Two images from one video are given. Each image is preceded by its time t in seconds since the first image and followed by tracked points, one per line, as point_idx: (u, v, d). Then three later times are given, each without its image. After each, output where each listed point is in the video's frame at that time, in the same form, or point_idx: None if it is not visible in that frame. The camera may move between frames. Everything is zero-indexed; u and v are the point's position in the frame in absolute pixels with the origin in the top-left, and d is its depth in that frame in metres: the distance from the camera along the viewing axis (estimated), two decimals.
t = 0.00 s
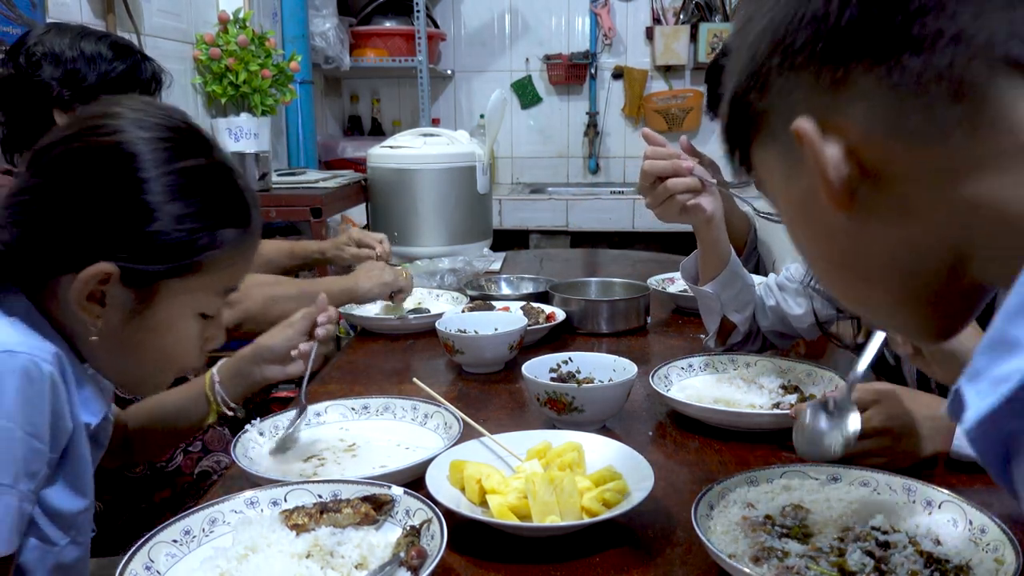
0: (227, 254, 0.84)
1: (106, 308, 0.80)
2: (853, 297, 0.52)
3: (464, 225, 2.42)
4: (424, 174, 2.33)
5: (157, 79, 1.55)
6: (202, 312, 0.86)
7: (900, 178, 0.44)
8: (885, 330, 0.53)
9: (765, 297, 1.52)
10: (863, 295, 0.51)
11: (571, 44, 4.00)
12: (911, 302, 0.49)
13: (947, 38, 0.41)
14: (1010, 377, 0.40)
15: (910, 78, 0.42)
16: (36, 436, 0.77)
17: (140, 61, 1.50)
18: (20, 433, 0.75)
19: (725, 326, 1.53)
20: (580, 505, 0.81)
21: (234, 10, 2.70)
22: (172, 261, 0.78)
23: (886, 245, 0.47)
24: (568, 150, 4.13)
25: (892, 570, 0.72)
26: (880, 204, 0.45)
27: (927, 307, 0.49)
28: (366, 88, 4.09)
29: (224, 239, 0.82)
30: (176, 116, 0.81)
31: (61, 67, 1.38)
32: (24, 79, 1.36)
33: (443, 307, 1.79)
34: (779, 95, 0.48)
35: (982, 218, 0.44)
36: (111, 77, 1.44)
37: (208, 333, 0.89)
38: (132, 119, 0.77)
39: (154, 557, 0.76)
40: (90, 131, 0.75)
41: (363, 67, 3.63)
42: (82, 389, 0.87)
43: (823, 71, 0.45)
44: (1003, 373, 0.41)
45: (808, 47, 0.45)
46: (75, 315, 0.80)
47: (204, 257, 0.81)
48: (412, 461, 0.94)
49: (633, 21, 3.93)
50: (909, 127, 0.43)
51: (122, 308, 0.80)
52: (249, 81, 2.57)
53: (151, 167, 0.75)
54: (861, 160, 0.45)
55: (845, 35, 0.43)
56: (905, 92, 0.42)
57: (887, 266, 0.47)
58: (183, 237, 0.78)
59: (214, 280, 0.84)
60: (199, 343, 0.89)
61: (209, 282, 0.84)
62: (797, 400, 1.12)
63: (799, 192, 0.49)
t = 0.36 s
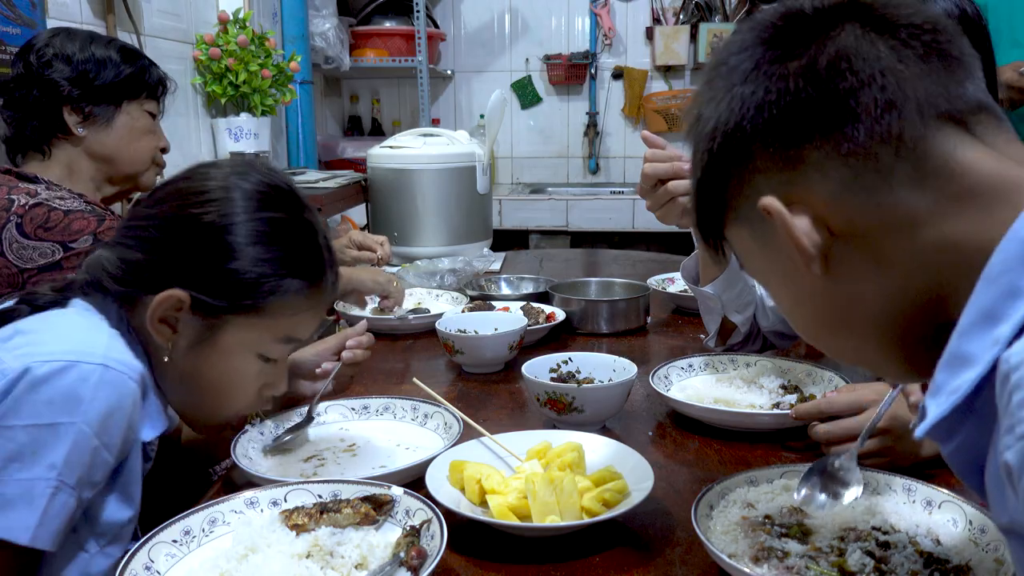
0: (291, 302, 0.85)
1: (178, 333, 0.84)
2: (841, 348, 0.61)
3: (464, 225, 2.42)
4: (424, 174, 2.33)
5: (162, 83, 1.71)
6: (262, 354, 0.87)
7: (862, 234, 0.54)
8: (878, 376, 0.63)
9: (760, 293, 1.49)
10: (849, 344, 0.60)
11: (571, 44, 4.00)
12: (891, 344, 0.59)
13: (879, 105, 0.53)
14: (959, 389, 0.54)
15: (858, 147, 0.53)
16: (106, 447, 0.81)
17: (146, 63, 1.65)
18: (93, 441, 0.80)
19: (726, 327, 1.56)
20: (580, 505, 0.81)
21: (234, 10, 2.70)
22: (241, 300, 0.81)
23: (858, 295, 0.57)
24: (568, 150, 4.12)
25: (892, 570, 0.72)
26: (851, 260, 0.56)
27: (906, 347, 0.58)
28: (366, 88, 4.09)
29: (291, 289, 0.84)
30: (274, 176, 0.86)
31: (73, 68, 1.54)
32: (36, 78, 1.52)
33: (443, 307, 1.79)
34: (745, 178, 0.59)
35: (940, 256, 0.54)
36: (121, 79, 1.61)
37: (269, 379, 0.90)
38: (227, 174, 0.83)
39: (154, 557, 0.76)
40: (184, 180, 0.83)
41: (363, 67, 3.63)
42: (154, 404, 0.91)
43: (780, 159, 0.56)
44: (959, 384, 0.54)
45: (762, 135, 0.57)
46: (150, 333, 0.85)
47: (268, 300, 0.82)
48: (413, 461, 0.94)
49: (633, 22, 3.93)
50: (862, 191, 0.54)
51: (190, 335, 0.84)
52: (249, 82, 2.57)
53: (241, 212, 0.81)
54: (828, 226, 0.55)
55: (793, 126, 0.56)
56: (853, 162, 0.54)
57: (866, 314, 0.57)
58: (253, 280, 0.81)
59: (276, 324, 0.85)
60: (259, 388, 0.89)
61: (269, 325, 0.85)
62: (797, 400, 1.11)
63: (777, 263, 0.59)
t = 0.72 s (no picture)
0: (304, 314, 0.89)
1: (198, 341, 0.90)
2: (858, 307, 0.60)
3: (464, 225, 2.42)
4: (424, 174, 2.33)
5: (164, 86, 1.70)
6: (279, 365, 0.91)
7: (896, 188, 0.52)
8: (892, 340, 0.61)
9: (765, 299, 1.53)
10: (865, 303, 0.59)
11: (571, 44, 4.00)
12: (907, 307, 0.57)
13: (922, 49, 0.49)
14: (994, 373, 0.49)
15: (899, 94, 0.50)
16: (137, 458, 0.84)
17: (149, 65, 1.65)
18: (125, 451, 0.83)
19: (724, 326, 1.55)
20: (580, 505, 0.81)
21: (234, 10, 2.70)
22: (256, 309, 0.86)
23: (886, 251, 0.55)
24: (568, 150, 4.12)
25: (892, 570, 0.72)
26: (879, 216, 0.53)
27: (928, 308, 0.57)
28: (366, 88, 4.09)
29: (304, 300, 0.88)
30: (293, 192, 0.91)
31: (75, 70, 1.54)
32: (38, 78, 1.52)
33: (443, 307, 1.79)
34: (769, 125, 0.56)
35: (974, 216, 0.51)
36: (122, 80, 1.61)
37: (285, 392, 0.94)
38: (247, 189, 0.89)
39: (154, 557, 0.76)
40: (207, 195, 0.88)
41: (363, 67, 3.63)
42: (176, 418, 0.96)
43: (812, 107, 0.53)
44: (993, 367, 0.49)
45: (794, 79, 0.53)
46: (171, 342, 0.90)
47: (281, 310, 0.87)
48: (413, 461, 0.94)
49: (633, 22, 3.93)
50: (898, 139, 0.50)
51: (209, 344, 0.90)
52: (249, 82, 2.57)
53: (259, 224, 0.86)
54: (861, 177, 0.52)
55: (826, 71, 0.52)
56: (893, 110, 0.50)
57: (887, 275, 0.56)
58: (268, 288, 0.85)
59: (290, 336, 0.89)
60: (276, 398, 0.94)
61: (283, 335, 0.89)
62: (797, 400, 1.11)
63: (798, 216, 0.57)
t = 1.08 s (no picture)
0: (296, 320, 0.89)
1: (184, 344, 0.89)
2: (891, 252, 0.53)
3: (464, 225, 2.42)
4: (424, 174, 2.33)
5: (141, 72, 1.65)
6: (267, 370, 0.91)
7: (963, 121, 0.46)
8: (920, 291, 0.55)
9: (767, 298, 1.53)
10: (898, 250, 0.52)
11: (571, 44, 4.00)
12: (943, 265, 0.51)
13: None
14: None
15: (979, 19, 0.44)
16: (130, 460, 0.84)
17: (121, 52, 1.59)
18: (117, 453, 0.83)
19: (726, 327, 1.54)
20: (580, 505, 0.81)
21: (234, 10, 2.70)
22: (244, 315, 0.86)
23: (940, 191, 0.48)
24: (568, 150, 4.12)
25: (892, 570, 0.72)
26: (940, 149, 0.47)
27: (972, 264, 0.51)
28: (365, 88, 4.09)
29: (295, 307, 0.88)
30: (283, 193, 0.91)
31: (47, 66, 1.50)
32: (11, 79, 1.49)
33: (443, 307, 1.79)
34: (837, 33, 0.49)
35: None
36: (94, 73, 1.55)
37: (273, 395, 0.94)
38: (236, 190, 0.89)
39: (154, 557, 0.76)
40: (197, 197, 0.88)
41: (363, 66, 3.63)
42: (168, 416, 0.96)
43: (886, 18, 0.46)
44: None
45: None
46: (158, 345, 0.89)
47: (273, 318, 0.87)
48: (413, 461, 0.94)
49: (633, 21, 3.93)
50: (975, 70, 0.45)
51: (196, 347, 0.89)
52: (248, 81, 2.57)
53: (250, 230, 0.85)
54: (927, 103, 0.46)
55: None
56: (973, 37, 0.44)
57: (934, 219, 0.49)
58: (258, 296, 0.85)
59: (279, 343, 0.89)
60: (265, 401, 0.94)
61: (272, 341, 0.89)
62: (797, 400, 1.11)
63: (849, 142, 0.50)
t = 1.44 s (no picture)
0: (234, 273, 0.81)
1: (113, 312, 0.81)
2: (920, 199, 0.54)
3: (464, 225, 2.42)
4: (424, 174, 2.33)
5: (174, 75, 1.68)
6: (202, 328, 0.83)
7: (1000, 83, 0.45)
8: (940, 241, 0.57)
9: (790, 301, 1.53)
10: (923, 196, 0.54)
11: (571, 44, 4.00)
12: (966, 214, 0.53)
13: None
14: None
15: None
16: (66, 452, 0.80)
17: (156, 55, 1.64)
18: (48, 446, 0.78)
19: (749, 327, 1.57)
20: (580, 505, 0.81)
21: (234, 10, 2.70)
22: (175, 270, 0.78)
23: (972, 148, 0.48)
24: (567, 150, 4.12)
25: (892, 570, 0.72)
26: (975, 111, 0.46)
27: (1001, 219, 0.52)
28: (365, 88, 4.09)
29: (225, 258, 0.80)
30: (205, 147, 0.82)
31: (80, 66, 1.53)
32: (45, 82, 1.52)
33: (442, 307, 1.79)
34: None
35: None
36: (124, 76, 1.57)
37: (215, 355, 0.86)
38: (157, 143, 0.80)
39: (154, 557, 0.76)
40: (115, 154, 0.79)
41: (363, 66, 3.63)
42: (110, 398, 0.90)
43: None
44: None
45: None
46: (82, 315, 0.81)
47: (207, 271, 0.79)
48: (413, 461, 0.94)
49: (633, 21, 3.93)
50: (1020, 28, 0.44)
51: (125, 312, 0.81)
52: (248, 81, 2.56)
53: (173, 179, 0.77)
54: (965, 57, 0.45)
55: None
56: None
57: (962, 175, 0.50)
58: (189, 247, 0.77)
59: (214, 297, 0.81)
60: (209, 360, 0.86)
61: (208, 296, 0.81)
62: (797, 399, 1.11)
63: (887, 90, 0.50)
